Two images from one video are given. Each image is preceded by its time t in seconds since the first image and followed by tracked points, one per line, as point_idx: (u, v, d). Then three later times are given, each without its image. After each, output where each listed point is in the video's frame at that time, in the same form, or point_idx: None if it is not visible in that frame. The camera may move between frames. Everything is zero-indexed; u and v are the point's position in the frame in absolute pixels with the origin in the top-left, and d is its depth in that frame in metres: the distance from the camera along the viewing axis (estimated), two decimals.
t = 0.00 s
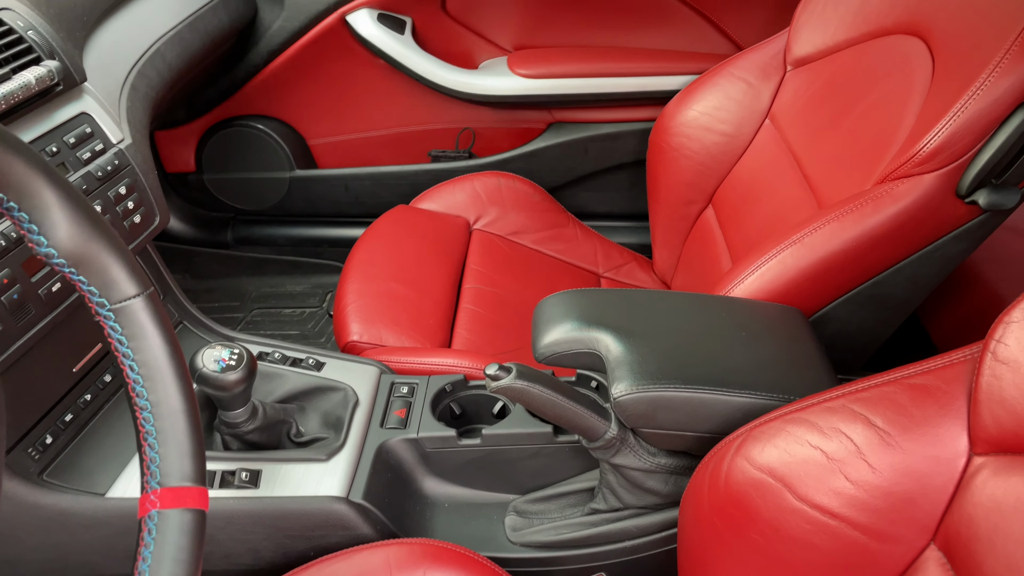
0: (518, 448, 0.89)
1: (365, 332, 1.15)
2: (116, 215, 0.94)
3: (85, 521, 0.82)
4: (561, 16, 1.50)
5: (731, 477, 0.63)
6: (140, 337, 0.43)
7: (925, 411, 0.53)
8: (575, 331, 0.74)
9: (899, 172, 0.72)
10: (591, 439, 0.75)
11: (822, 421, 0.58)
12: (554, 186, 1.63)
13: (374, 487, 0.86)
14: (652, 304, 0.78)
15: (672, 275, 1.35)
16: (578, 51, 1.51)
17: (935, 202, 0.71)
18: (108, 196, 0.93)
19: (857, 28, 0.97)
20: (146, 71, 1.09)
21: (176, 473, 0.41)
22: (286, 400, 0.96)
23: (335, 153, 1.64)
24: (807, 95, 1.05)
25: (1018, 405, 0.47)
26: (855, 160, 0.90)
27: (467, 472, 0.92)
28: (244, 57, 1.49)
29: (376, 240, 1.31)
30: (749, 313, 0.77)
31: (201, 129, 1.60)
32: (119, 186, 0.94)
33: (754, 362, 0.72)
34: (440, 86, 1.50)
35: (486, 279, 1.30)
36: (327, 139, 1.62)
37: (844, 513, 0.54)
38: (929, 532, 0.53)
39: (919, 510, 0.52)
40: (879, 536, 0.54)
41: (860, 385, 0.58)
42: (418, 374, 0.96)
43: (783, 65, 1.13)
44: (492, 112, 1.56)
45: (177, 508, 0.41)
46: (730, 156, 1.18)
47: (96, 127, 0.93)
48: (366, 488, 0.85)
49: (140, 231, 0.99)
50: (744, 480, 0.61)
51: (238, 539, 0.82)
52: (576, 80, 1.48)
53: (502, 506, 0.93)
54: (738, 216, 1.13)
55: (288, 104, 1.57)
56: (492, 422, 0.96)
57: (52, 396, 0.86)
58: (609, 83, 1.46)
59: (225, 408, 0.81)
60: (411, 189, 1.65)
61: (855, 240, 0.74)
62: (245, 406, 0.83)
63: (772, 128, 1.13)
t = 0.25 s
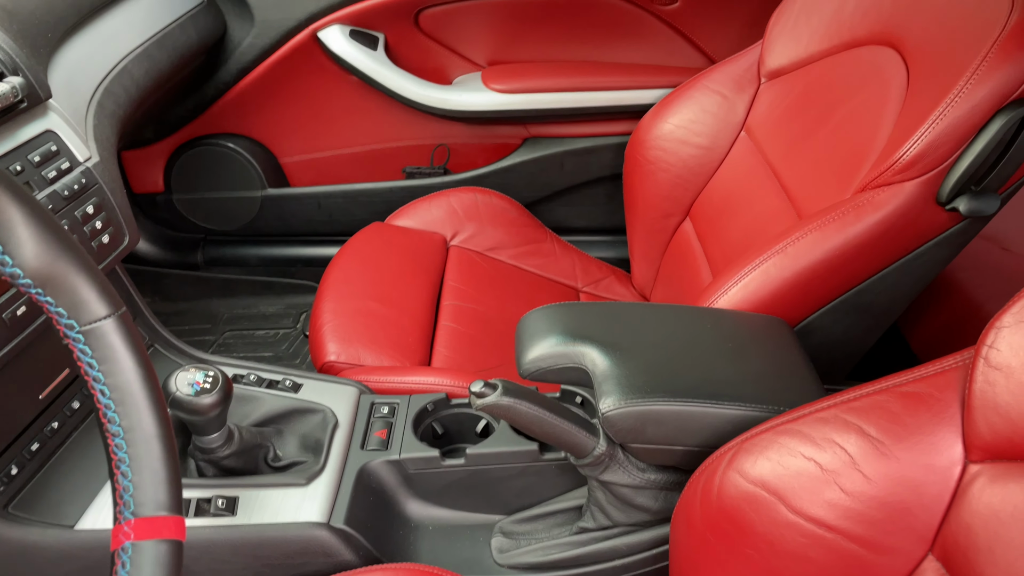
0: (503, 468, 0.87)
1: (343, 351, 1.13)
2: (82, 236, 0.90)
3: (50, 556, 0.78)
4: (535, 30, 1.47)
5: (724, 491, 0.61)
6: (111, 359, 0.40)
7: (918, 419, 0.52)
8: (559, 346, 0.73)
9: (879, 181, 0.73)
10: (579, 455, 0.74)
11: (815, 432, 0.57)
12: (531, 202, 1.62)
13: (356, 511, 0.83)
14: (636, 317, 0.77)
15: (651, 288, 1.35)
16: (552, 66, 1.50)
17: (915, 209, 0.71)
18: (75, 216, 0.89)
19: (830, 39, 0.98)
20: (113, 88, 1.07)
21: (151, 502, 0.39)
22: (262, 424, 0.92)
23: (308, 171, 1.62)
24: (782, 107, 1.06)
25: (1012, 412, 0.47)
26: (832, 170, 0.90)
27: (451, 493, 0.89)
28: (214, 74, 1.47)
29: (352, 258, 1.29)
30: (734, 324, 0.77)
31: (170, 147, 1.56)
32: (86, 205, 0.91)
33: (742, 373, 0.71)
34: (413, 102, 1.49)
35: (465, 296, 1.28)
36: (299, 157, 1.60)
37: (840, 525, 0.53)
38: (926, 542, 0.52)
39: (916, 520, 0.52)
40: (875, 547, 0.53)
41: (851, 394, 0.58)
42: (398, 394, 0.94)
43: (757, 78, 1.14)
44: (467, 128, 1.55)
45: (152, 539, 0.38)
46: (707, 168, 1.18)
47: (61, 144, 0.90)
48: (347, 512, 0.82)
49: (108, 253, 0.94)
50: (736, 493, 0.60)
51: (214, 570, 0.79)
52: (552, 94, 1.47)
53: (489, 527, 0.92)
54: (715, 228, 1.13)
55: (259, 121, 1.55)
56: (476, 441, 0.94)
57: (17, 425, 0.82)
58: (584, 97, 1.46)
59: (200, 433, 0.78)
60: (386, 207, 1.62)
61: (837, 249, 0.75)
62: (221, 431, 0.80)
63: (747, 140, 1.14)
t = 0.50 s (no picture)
0: (492, 490, 0.85)
1: (323, 374, 1.10)
2: (53, 258, 0.87)
3: None
4: (513, 47, 1.46)
5: (721, 511, 0.60)
6: (88, 388, 0.40)
7: (918, 433, 0.52)
8: (549, 365, 0.72)
9: (865, 194, 0.73)
10: (572, 476, 0.72)
11: (813, 448, 0.56)
12: (511, 219, 1.60)
13: (340, 538, 0.80)
14: (626, 333, 0.76)
15: (633, 305, 1.35)
16: (531, 83, 1.48)
17: (902, 222, 0.72)
18: (46, 238, 0.86)
19: (808, 55, 0.99)
20: (83, 107, 1.05)
21: (131, 536, 0.38)
22: (242, 451, 0.89)
23: (283, 191, 1.59)
24: (762, 122, 1.07)
25: (1013, 424, 0.46)
26: (815, 184, 0.91)
27: (438, 518, 0.87)
28: (187, 93, 1.44)
29: (331, 278, 1.27)
30: (724, 340, 0.76)
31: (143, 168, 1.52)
32: (58, 227, 0.88)
33: (734, 390, 0.71)
34: (391, 119, 1.47)
35: (447, 315, 1.26)
36: (272, 176, 1.57)
37: (841, 543, 0.52)
38: (929, 560, 0.51)
39: (918, 536, 0.51)
40: (877, 565, 0.52)
41: (848, 409, 0.57)
42: (383, 417, 0.91)
43: (736, 93, 1.15)
44: (446, 145, 1.53)
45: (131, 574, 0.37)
46: (688, 184, 1.18)
47: (31, 164, 0.88)
48: (333, 540, 0.79)
49: (80, 276, 0.91)
50: (734, 512, 0.59)
51: None
52: (530, 112, 1.45)
53: (478, 552, 0.90)
54: (698, 243, 1.13)
55: (233, 141, 1.52)
56: (463, 464, 0.92)
57: None
58: (564, 115, 1.45)
59: (177, 462, 0.75)
60: (364, 226, 1.60)
61: (826, 262, 0.75)
62: (200, 459, 0.76)
63: (728, 155, 1.14)
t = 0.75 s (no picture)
0: (473, 508, 0.83)
1: (297, 393, 1.07)
2: (14, 275, 0.83)
3: None
4: (485, 62, 1.45)
5: (709, 523, 0.59)
6: (50, 407, 0.40)
7: (907, 440, 0.51)
8: (531, 378, 0.70)
9: (843, 203, 0.74)
10: (556, 492, 0.71)
11: (802, 458, 0.55)
12: (486, 234, 1.59)
13: (317, 562, 0.77)
14: (608, 345, 0.75)
15: (610, 319, 1.34)
16: (503, 97, 1.47)
17: (880, 229, 0.73)
18: (5, 255, 0.82)
19: (781, 66, 1.00)
20: (46, 121, 1.03)
21: (96, 562, 0.39)
22: (213, 473, 0.86)
23: (253, 208, 1.56)
24: (736, 133, 1.07)
25: (1003, 429, 0.46)
26: (792, 194, 0.91)
27: (418, 537, 0.85)
28: (154, 108, 1.41)
29: (304, 295, 1.24)
30: (706, 350, 0.76)
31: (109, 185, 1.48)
32: (19, 243, 0.84)
33: (718, 400, 0.70)
34: (363, 134, 1.45)
35: (422, 330, 1.24)
36: (242, 194, 1.54)
37: (832, 554, 0.51)
38: (921, 569, 0.50)
39: (910, 545, 0.50)
40: None
41: (835, 417, 0.57)
42: (359, 435, 0.89)
43: (710, 105, 1.15)
44: (420, 160, 1.51)
45: None
46: (664, 196, 1.18)
47: None
48: (308, 565, 0.76)
49: (43, 293, 0.87)
50: (722, 525, 0.58)
51: None
52: (501, 125, 1.44)
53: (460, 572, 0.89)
54: (675, 255, 1.12)
55: (202, 157, 1.49)
56: (442, 482, 0.89)
57: None
58: (538, 128, 1.44)
59: (146, 485, 0.72)
60: (337, 242, 1.57)
61: (807, 270, 0.75)
62: (169, 482, 0.73)
63: (703, 167, 1.14)
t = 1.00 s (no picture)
0: (456, 531, 0.80)
1: (270, 416, 1.04)
2: None
3: None
4: (457, 79, 1.44)
5: (699, 540, 0.58)
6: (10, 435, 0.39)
7: (897, 449, 0.51)
8: (513, 395, 0.68)
9: (821, 214, 0.75)
10: (541, 511, 0.69)
11: (792, 470, 0.55)
12: (461, 251, 1.56)
13: None
14: (591, 360, 0.74)
15: (588, 335, 1.32)
16: (476, 114, 1.46)
17: (860, 239, 0.74)
18: None
19: (754, 81, 1.01)
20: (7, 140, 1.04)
21: None
22: (183, 501, 0.82)
23: (223, 228, 1.52)
24: (711, 147, 1.08)
25: (994, 436, 0.46)
26: (768, 207, 0.92)
27: (400, 561, 0.82)
28: (119, 128, 1.37)
29: (276, 316, 1.21)
30: (690, 363, 0.75)
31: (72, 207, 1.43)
32: None
33: (703, 414, 0.69)
34: (334, 151, 1.42)
35: (398, 350, 1.22)
36: (211, 214, 1.50)
37: (826, 567, 0.51)
38: None
39: (902, 556, 0.49)
40: None
41: (823, 428, 0.56)
42: (337, 458, 0.86)
43: (684, 120, 1.15)
44: (393, 178, 1.49)
45: None
46: (640, 211, 1.17)
47: None
48: None
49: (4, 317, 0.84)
50: (712, 541, 0.57)
51: None
52: (473, 142, 1.43)
53: None
54: (652, 270, 1.12)
55: (169, 176, 1.45)
56: (422, 504, 0.87)
57: None
58: (511, 144, 1.43)
59: (113, 515, 0.68)
60: (309, 262, 1.54)
61: (788, 281, 0.76)
62: (138, 511, 0.70)
63: (679, 181, 1.14)
